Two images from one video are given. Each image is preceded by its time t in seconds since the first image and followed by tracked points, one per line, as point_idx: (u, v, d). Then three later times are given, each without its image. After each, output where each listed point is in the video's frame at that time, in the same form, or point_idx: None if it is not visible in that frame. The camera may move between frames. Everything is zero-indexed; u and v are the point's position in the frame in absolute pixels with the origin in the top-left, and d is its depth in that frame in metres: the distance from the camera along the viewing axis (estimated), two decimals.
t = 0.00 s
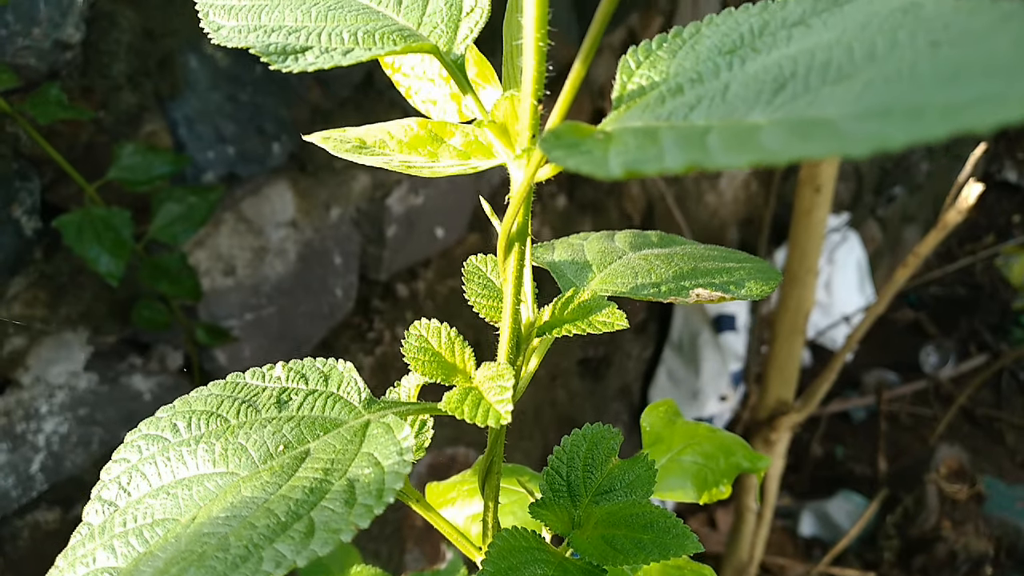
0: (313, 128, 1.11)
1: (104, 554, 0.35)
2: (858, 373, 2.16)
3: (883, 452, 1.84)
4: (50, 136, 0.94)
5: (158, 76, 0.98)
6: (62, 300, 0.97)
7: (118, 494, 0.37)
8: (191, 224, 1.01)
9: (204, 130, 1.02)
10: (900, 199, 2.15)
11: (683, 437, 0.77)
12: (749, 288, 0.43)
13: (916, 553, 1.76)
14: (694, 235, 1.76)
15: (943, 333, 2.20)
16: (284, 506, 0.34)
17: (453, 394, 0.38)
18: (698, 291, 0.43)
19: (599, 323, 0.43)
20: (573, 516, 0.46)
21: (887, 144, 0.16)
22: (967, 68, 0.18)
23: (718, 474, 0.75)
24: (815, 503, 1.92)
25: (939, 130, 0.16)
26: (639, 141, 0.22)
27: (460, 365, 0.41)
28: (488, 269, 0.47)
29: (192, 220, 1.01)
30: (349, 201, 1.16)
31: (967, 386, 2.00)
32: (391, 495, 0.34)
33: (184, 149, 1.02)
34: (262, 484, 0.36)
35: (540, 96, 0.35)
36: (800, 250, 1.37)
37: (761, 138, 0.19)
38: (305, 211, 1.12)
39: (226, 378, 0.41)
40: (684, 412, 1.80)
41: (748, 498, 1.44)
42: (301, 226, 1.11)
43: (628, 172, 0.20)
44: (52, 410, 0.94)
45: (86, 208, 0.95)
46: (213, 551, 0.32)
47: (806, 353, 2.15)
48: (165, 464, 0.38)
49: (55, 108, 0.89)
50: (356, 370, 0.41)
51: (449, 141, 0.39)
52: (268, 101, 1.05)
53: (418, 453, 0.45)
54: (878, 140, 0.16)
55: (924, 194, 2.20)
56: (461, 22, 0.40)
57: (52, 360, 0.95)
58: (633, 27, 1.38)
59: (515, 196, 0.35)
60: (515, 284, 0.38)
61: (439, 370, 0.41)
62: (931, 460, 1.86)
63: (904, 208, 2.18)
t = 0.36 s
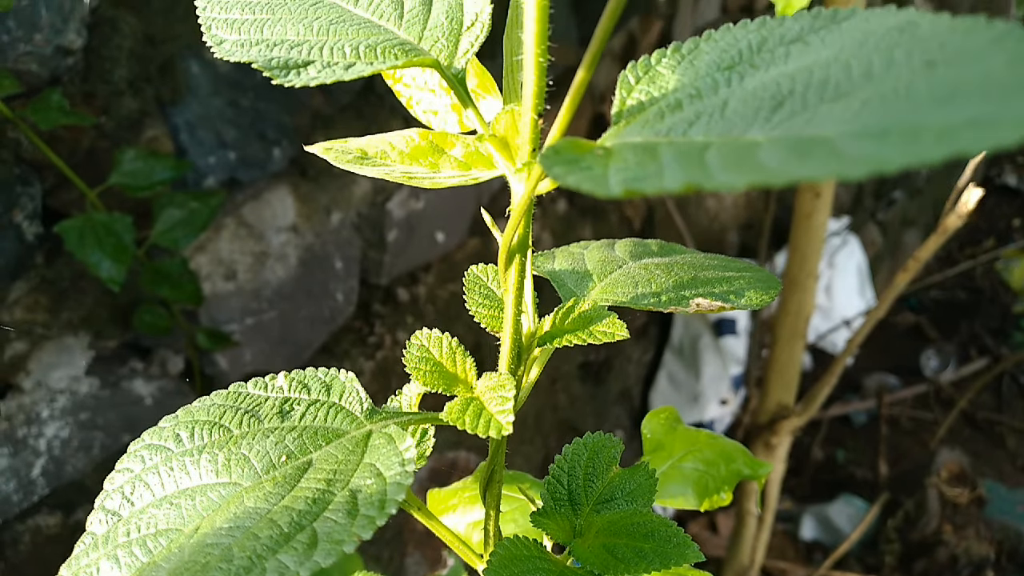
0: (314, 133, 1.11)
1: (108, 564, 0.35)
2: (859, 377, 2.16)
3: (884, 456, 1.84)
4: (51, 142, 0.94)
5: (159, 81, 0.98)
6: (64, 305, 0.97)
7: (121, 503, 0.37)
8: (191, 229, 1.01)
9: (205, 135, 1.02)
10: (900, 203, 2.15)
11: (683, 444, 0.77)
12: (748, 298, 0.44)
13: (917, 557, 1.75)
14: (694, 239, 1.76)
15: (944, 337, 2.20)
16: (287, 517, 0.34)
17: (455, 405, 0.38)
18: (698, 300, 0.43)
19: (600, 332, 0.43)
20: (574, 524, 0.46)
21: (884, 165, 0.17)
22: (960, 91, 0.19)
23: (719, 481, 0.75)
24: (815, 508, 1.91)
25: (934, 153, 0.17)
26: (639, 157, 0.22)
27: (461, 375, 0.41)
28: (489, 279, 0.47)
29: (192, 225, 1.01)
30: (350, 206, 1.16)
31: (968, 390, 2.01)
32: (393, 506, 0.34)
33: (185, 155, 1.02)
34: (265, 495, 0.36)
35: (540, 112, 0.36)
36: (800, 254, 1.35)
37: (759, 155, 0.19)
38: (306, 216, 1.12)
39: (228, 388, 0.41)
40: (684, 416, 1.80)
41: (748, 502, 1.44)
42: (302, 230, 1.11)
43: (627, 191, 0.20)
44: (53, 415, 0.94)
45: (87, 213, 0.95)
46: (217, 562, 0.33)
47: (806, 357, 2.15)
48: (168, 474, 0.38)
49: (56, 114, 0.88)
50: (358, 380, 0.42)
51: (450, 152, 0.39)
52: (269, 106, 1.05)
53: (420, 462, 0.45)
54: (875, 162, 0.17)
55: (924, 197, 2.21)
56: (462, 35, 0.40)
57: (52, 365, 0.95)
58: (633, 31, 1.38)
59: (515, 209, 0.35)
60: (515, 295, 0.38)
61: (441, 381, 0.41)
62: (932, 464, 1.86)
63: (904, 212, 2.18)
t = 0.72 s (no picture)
0: (313, 138, 1.11)
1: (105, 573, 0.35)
2: (858, 381, 2.16)
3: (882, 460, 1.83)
4: (49, 146, 0.93)
5: (157, 87, 0.99)
6: (62, 310, 0.97)
7: (118, 513, 0.38)
8: (190, 234, 1.00)
9: (204, 140, 1.02)
10: (898, 207, 2.15)
11: (680, 451, 0.77)
12: (743, 305, 0.44)
13: (916, 561, 1.75)
14: (693, 242, 1.76)
15: (943, 340, 2.20)
16: (283, 528, 0.35)
17: (450, 413, 0.38)
18: (693, 308, 0.44)
19: (595, 341, 0.43)
20: (570, 533, 0.47)
21: (867, 183, 0.17)
22: (946, 107, 0.19)
23: (715, 487, 0.76)
24: (814, 511, 1.91)
25: (917, 172, 0.17)
26: (629, 171, 0.23)
27: (457, 384, 0.42)
28: (485, 287, 0.48)
29: (191, 230, 1.00)
30: (348, 211, 1.16)
31: (966, 393, 2.00)
32: (388, 516, 0.35)
33: (184, 160, 1.01)
34: (261, 505, 0.36)
35: (532, 123, 0.36)
36: (798, 259, 1.32)
37: (748, 169, 0.20)
38: (304, 221, 1.12)
39: (225, 397, 0.41)
40: (683, 420, 1.80)
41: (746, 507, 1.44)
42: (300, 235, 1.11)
43: (616, 207, 0.21)
44: (52, 420, 0.95)
45: (86, 219, 0.95)
46: (213, 572, 0.33)
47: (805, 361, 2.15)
48: (164, 484, 0.38)
49: (55, 119, 0.89)
50: (354, 390, 0.42)
51: (445, 160, 0.39)
52: (267, 111, 1.05)
53: (417, 469, 0.45)
54: (861, 180, 0.17)
55: (922, 201, 2.21)
56: (455, 47, 0.40)
57: (52, 370, 0.96)
58: (631, 36, 1.38)
59: (509, 220, 0.35)
60: (510, 305, 0.38)
61: (436, 390, 0.41)
62: (931, 467, 1.86)
63: (902, 216, 2.18)
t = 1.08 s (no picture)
0: (312, 141, 1.11)
1: None
2: (858, 381, 2.16)
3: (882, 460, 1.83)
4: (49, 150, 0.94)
5: (157, 90, 0.99)
6: (62, 313, 0.97)
7: (117, 516, 0.38)
8: (189, 238, 1.00)
9: (203, 143, 1.02)
10: (897, 207, 2.16)
11: (678, 451, 0.78)
12: (740, 306, 0.44)
13: (917, 561, 1.75)
14: (693, 243, 1.76)
15: (943, 340, 2.20)
16: (280, 531, 0.35)
17: (448, 416, 0.38)
18: (690, 309, 0.44)
19: (592, 343, 0.43)
20: (568, 534, 0.47)
21: (858, 187, 0.17)
22: (937, 111, 0.19)
23: (714, 487, 0.76)
24: (815, 511, 1.91)
25: (907, 176, 0.17)
26: (623, 174, 0.23)
27: (454, 387, 0.42)
28: (482, 290, 0.48)
29: (191, 233, 1.00)
30: (348, 213, 1.16)
31: (967, 393, 2.00)
32: (386, 519, 0.35)
33: (183, 163, 1.02)
34: (259, 508, 0.36)
35: (528, 126, 0.36)
36: (798, 259, 1.32)
37: (741, 173, 0.20)
38: (303, 223, 1.12)
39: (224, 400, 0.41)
40: (683, 420, 1.80)
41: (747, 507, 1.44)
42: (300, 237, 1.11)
43: (610, 211, 0.21)
44: (52, 423, 0.94)
45: (86, 222, 0.95)
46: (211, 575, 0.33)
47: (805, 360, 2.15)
48: (163, 487, 0.38)
49: (55, 123, 0.89)
50: (352, 392, 0.42)
51: (442, 163, 0.39)
52: (267, 114, 1.05)
53: (415, 471, 0.45)
54: (853, 183, 0.18)
55: (921, 201, 2.21)
56: (451, 51, 0.41)
57: (52, 373, 0.96)
58: (630, 37, 1.38)
59: (505, 222, 0.36)
60: (506, 306, 0.38)
61: (434, 392, 0.41)
62: (931, 468, 1.85)
63: (902, 216, 2.18)
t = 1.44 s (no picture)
0: (312, 143, 1.12)
1: None
2: (858, 383, 2.16)
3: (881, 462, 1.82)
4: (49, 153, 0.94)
5: (158, 93, 0.99)
6: (63, 315, 0.97)
7: (116, 521, 0.38)
8: (190, 240, 1.00)
9: (204, 145, 1.03)
10: (897, 209, 2.16)
11: (677, 455, 0.78)
12: (738, 311, 0.44)
13: (917, 563, 1.75)
14: (693, 245, 1.76)
15: (943, 342, 2.20)
16: (279, 535, 0.35)
17: (446, 421, 0.38)
18: (688, 315, 0.44)
19: (589, 349, 0.43)
20: (566, 538, 0.47)
21: (851, 200, 0.18)
22: (929, 122, 0.19)
23: (712, 491, 0.76)
24: (815, 514, 1.91)
25: (899, 189, 0.18)
26: (619, 183, 0.23)
27: (452, 391, 0.42)
28: (481, 294, 0.48)
29: (191, 235, 1.00)
30: (348, 215, 1.16)
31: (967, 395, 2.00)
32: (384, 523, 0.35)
33: (184, 165, 1.02)
34: (258, 512, 0.37)
35: (525, 134, 0.36)
36: (798, 260, 1.32)
37: (737, 183, 0.20)
38: (304, 225, 1.12)
39: (222, 405, 0.42)
40: (682, 422, 1.80)
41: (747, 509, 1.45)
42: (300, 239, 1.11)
43: (606, 220, 0.21)
44: (53, 425, 0.94)
45: (86, 224, 0.95)
46: None
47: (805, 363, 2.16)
48: (162, 491, 0.38)
49: (56, 126, 0.89)
50: (350, 397, 0.42)
51: (441, 169, 0.40)
52: (267, 116, 1.06)
53: (413, 475, 0.45)
54: (846, 196, 0.18)
55: (921, 203, 2.21)
56: (450, 58, 0.41)
57: (52, 376, 0.95)
58: (630, 40, 1.39)
59: (503, 228, 0.36)
60: (505, 311, 0.39)
61: (433, 397, 0.41)
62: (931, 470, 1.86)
63: (902, 218, 2.18)
